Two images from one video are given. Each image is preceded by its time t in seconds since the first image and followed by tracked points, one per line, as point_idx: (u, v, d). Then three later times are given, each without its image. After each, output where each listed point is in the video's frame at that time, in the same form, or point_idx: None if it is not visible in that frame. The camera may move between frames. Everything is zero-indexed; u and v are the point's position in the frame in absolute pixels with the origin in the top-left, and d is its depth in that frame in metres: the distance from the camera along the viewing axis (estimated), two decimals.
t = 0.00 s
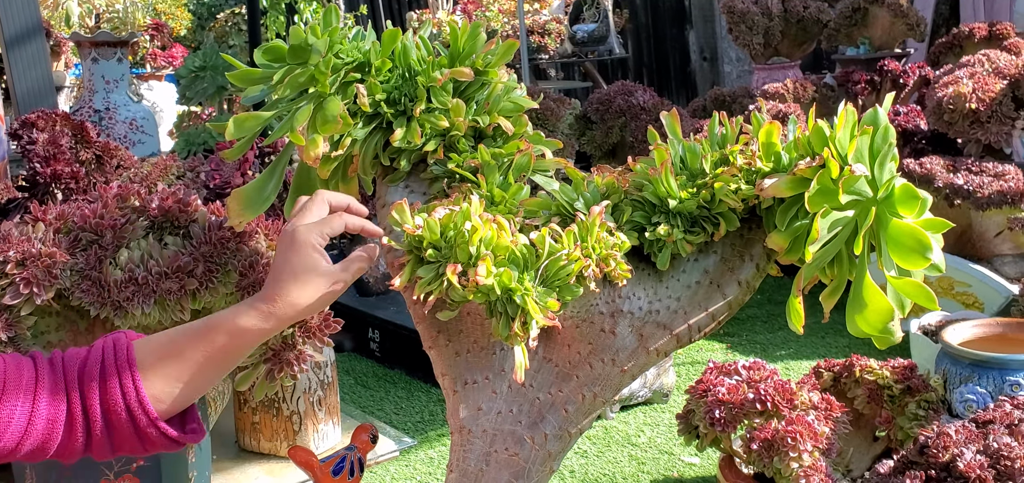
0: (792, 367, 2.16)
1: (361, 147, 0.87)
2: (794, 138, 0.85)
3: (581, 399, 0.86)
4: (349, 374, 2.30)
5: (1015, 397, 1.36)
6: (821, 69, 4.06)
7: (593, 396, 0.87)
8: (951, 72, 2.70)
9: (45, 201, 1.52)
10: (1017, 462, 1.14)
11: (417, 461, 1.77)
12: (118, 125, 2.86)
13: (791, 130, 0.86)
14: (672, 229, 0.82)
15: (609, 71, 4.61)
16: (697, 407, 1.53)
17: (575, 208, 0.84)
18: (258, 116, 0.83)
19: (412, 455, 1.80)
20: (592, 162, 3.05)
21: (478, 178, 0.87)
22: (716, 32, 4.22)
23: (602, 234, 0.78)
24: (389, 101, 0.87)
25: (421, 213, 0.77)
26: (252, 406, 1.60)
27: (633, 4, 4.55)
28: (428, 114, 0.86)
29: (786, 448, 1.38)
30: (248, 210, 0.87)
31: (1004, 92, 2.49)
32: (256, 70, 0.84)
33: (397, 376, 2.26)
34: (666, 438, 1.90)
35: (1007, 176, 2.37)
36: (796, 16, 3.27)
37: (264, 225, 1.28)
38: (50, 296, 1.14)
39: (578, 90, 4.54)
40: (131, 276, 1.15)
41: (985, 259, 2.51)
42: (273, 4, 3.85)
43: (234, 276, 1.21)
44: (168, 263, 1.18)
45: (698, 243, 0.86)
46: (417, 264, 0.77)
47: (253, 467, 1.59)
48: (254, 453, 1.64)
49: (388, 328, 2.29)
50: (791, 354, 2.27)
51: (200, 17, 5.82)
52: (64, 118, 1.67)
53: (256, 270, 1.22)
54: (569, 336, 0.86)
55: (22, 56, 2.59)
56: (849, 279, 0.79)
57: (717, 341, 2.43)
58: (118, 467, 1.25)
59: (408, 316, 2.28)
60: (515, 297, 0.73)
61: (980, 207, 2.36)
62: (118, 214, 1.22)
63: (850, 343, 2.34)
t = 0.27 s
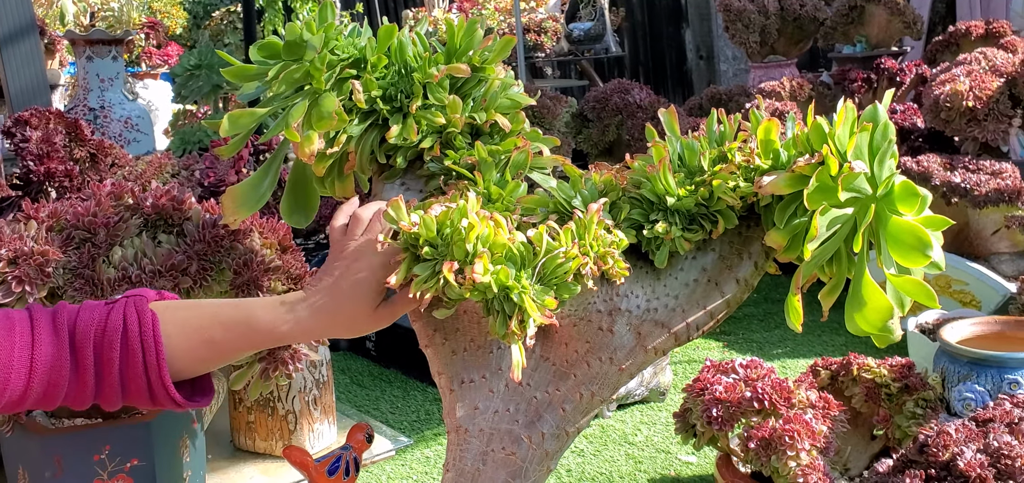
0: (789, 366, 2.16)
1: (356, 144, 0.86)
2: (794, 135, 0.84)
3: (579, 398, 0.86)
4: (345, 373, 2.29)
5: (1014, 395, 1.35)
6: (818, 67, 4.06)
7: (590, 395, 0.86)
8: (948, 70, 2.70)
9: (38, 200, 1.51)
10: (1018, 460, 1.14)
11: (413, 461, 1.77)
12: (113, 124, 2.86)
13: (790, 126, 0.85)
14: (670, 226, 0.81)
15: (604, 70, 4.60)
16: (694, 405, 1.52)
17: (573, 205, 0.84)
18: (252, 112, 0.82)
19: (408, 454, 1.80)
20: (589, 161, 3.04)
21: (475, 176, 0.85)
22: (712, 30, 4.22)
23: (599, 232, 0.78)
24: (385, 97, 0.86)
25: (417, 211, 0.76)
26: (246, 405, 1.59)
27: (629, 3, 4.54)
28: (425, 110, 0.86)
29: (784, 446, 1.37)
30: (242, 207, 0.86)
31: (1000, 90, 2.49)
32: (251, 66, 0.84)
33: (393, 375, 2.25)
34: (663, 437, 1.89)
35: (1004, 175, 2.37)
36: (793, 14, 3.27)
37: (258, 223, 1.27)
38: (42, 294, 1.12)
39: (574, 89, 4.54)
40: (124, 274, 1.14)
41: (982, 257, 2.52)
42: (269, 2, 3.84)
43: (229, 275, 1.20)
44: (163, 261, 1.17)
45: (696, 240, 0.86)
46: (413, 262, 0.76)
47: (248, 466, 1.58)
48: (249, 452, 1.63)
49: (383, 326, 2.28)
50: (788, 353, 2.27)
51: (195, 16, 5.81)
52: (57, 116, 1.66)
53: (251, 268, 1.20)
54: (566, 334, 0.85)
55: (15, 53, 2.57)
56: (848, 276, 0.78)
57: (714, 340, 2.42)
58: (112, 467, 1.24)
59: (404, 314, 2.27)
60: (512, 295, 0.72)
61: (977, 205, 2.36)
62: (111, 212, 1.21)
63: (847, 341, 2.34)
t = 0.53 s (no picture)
0: (788, 366, 2.16)
1: (355, 145, 0.86)
2: (795, 134, 0.84)
3: (580, 400, 0.85)
4: (344, 374, 2.29)
5: (1015, 396, 1.36)
6: (816, 67, 4.07)
7: (592, 397, 0.86)
8: (946, 70, 2.71)
9: (37, 200, 1.51)
10: (1019, 461, 1.14)
11: (413, 461, 1.76)
12: (111, 124, 2.84)
13: (792, 126, 0.85)
14: (671, 227, 0.81)
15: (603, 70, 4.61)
16: (694, 406, 1.52)
17: (573, 206, 0.83)
18: (250, 113, 0.81)
19: (407, 455, 1.79)
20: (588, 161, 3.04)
21: (475, 176, 0.85)
22: (710, 31, 4.23)
23: (600, 233, 0.78)
24: (384, 97, 0.86)
25: (417, 212, 0.76)
26: (246, 406, 1.58)
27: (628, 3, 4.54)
28: (424, 110, 0.86)
29: (784, 447, 1.37)
30: (241, 209, 0.86)
31: (999, 90, 2.50)
32: (250, 66, 0.83)
33: (393, 376, 2.24)
34: (662, 437, 1.89)
35: (1003, 175, 2.37)
36: (791, 14, 3.28)
37: (258, 224, 1.27)
38: (42, 295, 1.12)
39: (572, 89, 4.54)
40: (124, 275, 1.14)
41: (981, 257, 2.53)
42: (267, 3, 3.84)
43: (229, 275, 1.20)
44: (162, 262, 1.17)
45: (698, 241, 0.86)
46: (413, 263, 0.76)
47: (247, 467, 1.58)
48: (248, 453, 1.63)
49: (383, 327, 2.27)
50: (787, 353, 2.27)
51: (193, 16, 5.81)
52: (55, 116, 1.65)
53: (251, 268, 1.20)
54: (567, 336, 0.85)
55: (13, 54, 2.57)
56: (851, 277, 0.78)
57: (713, 340, 2.42)
58: (112, 468, 1.23)
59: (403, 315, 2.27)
60: (512, 297, 0.72)
61: (976, 205, 2.36)
62: (110, 213, 1.21)
63: (847, 341, 2.34)
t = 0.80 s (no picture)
0: (785, 365, 2.16)
1: (356, 144, 0.86)
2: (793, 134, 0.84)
3: (579, 398, 0.86)
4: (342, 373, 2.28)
5: (1013, 394, 1.36)
6: (812, 67, 4.07)
7: (591, 395, 0.86)
8: (942, 69, 2.72)
9: (32, 199, 1.50)
10: (1016, 459, 1.14)
11: (410, 461, 1.76)
12: (107, 123, 2.82)
13: (791, 127, 0.85)
14: (670, 226, 0.81)
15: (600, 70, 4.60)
16: (691, 405, 1.52)
17: (573, 205, 0.83)
18: (252, 111, 0.81)
19: (404, 454, 1.79)
20: (585, 160, 3.04)
21: (475, 175, 0.85)
22: (706, 31, 4.25)
23: (599, 231, 0.77)
24: (386, 97, 0.86)
25: (418, 210, 0.76)
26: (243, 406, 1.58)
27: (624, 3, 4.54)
28: (425, 110, 0.85)
29: (781, 445, 1.37)
30: (241, 208, 0.86)
31: (995, 89, 2.51)
32: (255, 66, 0.84)
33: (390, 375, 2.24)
34: (659, 436, 1.89)
35: (999, 174, 2.38)
36: (788, 13, 3.28)
37: (256, 223, 1.27)
38: (38, 295, 1.12)
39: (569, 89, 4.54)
40: (120, 274, 1.14)
41: (977, 255, 2.53)
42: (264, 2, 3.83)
43: (226, 275, 1.20)
44: (159, 261, 1.17)
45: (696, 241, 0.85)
46: (414, 260, 0.76)
47: (244, 467, 1.57)
48: (245, 453, 1.62)
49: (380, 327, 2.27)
50: (784, 352, 2.27)
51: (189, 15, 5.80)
52: (51, 115, 1.64)
53: (248, 268, 1.21)
54: (567, 334, 0.85)
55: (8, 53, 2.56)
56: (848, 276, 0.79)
57: (710, 339, 2.43)
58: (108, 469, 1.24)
59: (401, 315, 2.27)
60: (513, 294, 0.72)
61: (973, 204, 2.36)
62: (107, 212, 1.20)
63: (843, 340, 2.34)
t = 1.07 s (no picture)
0: (782, 364, 2.16)
1: (351, 142, 0.86)
2: (787, 131, 0.84)
3: (575, 395, 0.86)
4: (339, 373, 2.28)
5: (1010, 392, 1.36)
6: (809, 66, 4.08)
7: (586, 392, 0.86)
8: (938, 68, 2.72)
9: (28, 199, 1.49)
10: (1015, 457, 1.15)
11: (407, 460, 1.76)
12: (103, 123, 2.83)
13: (784, 124, 0.85)
14: (665, 223, 0.81)
15: (596, 70, 4.55)
16: (689, 404, 1.52)
17: (568, 203, 0.83)
18: (247, 110, 0.81)
19: (402, 454, 1.79)
20: (582, 159, 3.04)
21: (470, 173, 0.85)
22: (703, 30, 4.28)
23: (594, 229, 0.77)
24: (380, 95, 0.85)
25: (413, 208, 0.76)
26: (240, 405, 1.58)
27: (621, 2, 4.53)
28: (420, 108, 0.85)
29: (779, 444, 1.37)
30: (238, 206, 0.85)
31: (992, 88, 2.51)
32: (247, 65, 0.83)
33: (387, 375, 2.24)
34: (657, 435, 1.89)
35: (996, 172, 2.38)
36: (784, 13, 3.26)
37: (252, 222, 1.27)
38: (35, 294, 1.12)
39: (566, 88, 4.54)
40: (117, 273, 1.14)
41: (974, 254, 2.53)
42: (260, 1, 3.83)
43: (222, 273, 1.19)
44: (156, 260, 1.16)
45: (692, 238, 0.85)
46: (409, 258, 0.75)
47: (241, 467, 1.57)
48: (242, 452, 1.62)
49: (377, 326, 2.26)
50: (782, 351, 2.27)
51: (185, 15, 5.78)
52: (47, 114, 1.64)
53: (245, 267, 1.20)
54: (562, 332, 0.85)
55: (4, 52, 2.55)
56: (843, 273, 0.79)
57: (707, 338, 2.43)
58: (106, 468, 1.24)
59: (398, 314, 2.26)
60: (508, 291, 0.71)
61: (969, 203, 2.37)
62: (104, 211, 1.20)
63: (840, 339, 2.35)
